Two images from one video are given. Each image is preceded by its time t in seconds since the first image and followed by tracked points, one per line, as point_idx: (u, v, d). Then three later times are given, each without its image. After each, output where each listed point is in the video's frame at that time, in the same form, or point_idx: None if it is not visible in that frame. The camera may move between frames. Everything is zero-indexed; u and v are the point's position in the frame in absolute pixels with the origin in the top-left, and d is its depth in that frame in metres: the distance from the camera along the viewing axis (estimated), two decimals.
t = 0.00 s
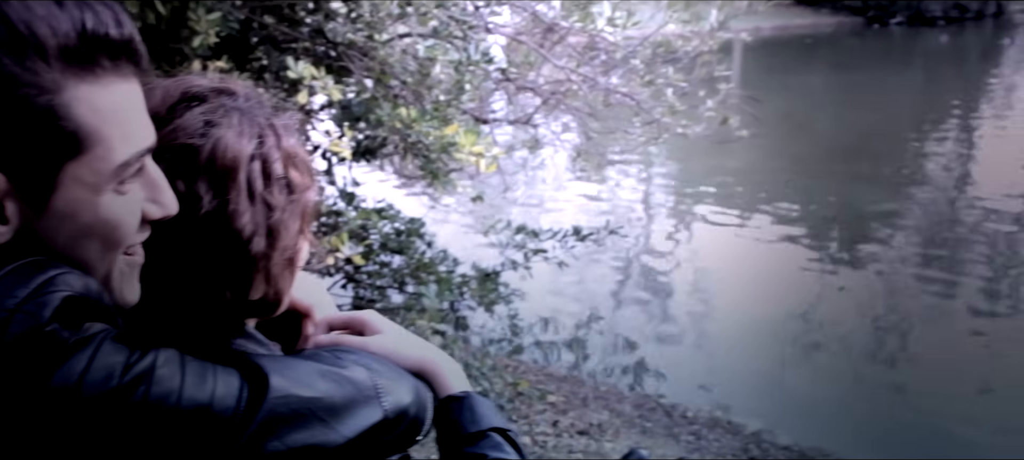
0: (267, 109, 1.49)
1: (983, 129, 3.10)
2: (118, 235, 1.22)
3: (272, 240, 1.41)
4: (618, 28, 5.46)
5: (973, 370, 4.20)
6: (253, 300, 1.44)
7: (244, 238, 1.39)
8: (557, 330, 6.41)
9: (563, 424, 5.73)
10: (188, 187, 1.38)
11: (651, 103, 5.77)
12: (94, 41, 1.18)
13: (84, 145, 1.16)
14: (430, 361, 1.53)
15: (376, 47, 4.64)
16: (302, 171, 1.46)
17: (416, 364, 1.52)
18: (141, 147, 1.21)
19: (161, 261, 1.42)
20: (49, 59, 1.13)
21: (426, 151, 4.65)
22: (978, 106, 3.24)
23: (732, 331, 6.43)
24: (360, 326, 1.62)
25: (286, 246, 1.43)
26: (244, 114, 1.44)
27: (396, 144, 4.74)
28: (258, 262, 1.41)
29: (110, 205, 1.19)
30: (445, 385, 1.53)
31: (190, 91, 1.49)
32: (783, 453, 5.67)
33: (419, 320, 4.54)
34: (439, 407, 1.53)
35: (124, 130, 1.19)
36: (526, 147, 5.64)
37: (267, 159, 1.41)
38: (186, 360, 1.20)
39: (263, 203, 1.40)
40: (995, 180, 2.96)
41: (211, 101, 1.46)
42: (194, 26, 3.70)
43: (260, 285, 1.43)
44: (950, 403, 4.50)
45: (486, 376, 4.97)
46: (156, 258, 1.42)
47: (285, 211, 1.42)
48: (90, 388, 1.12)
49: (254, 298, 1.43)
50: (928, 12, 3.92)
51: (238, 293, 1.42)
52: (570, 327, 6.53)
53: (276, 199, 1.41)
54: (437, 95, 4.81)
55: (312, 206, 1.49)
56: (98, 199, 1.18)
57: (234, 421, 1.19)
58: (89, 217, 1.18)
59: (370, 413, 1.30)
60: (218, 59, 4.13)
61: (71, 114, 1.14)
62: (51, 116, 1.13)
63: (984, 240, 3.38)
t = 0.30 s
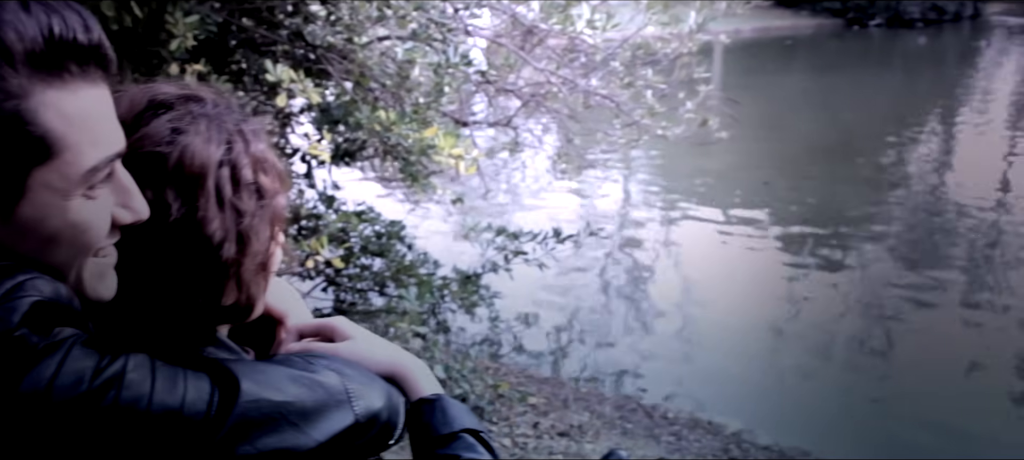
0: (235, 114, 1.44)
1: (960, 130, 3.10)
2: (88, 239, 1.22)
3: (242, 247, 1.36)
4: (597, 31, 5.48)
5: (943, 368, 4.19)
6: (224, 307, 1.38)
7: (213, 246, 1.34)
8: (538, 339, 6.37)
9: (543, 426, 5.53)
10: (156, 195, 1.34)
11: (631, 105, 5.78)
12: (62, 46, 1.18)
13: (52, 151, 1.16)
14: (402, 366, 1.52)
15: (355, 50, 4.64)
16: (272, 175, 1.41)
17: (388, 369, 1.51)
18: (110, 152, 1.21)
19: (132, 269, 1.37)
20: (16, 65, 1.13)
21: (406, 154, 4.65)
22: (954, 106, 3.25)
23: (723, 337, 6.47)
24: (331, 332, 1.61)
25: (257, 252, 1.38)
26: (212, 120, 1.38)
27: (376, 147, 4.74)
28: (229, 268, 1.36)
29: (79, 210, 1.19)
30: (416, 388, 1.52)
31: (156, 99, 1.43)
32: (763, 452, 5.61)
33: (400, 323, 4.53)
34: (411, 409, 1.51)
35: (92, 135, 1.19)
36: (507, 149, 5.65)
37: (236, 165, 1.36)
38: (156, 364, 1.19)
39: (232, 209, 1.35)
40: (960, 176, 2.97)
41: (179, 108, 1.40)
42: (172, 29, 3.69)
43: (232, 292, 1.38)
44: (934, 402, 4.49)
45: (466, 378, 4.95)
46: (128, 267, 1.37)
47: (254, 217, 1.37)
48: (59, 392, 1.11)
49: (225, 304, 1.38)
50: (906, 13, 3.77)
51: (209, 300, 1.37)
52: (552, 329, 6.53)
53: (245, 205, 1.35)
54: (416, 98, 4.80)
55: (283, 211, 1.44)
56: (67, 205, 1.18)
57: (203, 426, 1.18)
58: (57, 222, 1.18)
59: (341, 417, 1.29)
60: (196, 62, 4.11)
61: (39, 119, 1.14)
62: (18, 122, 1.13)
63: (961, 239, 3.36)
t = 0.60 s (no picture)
0: (215, 115, 1.43)
1: (945, 131, 3.11)
2: (68, 241, 1.22)
3: (224, 247, 1.36)
4: (583, 32, 5.48)
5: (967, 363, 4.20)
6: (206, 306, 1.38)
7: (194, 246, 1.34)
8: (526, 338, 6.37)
9: (530, 426, 5.40)
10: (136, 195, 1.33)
11: (618, 106, 5.79)
12: (42, 48, 1.18)
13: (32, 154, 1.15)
14: (384, 369, 1.52)
15: (340, 51, 4.60)
16: (253, 176, 1.41)
17: (370, 372, 1.52)
18: (92, 154, 1.21)
19: (112, 270, 1.36)
20: None
21: (392, 155, 4.63)
22: (938, 106, 3.26)
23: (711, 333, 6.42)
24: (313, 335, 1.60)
25: (238, 252, 1.37)
26: (192, 121, 1.38)
27: (362, 148, 4.72)
28: (211, 268, 1.36)
29: (60, 212, 1.20)
30: (399, 391, 1.51)
31: (135, 100, 1.42)
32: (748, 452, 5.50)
33: (386, 324, 4.51)
34: (396, 411, 1.49)
35: (73, 138, 1.18)
36: (494, 150, 5.65)
37: (217, 166, 1.35)
38: (137, 366, 1.19)
39: (213, 209, 1.34)
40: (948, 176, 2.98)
41: (158, 109, 1.39)
42: (157, 30, 3.67)
43: (214, 291, 1.38)
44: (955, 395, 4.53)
45: (453, 379, 4.94)
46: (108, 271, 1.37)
47: (236, 217, 1.36)
48: (39, 394, 1.11)
49: (207, 303, 1.38)
50: (893, 15, 3.79)
51: (190, 300, 1.37)
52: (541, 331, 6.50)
53: (227, 205, 1.35)
54: (403, 99, 4.78)
55: (265, 210, 1.43)
56: (49, 208, 1.18)
57: (184, 427, 1.17)
58: (38, 224, 1.18)
59: (322, 419, 1.27)
60: (181, 63, 4.09)
61: (19, 122, 1.14)
62: None
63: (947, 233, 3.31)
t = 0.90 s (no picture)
0: (194, 112, 1.42)
1: (936, 130, 3.12)
2: (43, 242, 1.22)
3: (203, 240, 1.34)
4: (569, 32, 5.46)
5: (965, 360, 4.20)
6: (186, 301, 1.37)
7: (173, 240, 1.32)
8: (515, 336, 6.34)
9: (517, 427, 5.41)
10: (114, 189, 1.31)
11: (604, 106, 5.79)
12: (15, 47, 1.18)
13: (7, 154, 1.16)
14: (366, 367, 1.52)
15: (326, 52, 4.62)
16: (233, 172, 1.39)
17: (352, 370, 1.51)
18: (67, 155, 1.21)
19: (87, 271, 1.35)
20: None
21: (377, 156, 4.62)
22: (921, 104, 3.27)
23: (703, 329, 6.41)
24: (298, 330, 1.60)
25: (217, 246, 1.36)
26: (170, 117, 1.37)
27: (348, 149, 4.71)
28: (191, 261, 1.35)
29: (35, 212, 1.20)
30: (382, 389, 1.52)
31: (112, 96, 1.42)
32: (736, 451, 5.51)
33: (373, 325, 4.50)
34: (377, 411, 1.49)
35: (50, 140, 1.19)
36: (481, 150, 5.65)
37: (195, 160, 1.34)
38: (113, 365, 1.19)
39: (192, 202, 1.33)
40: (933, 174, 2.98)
41: (136, 105, 1.38)
42: (141, 30, 3.64)
43: (194, 286, 1.36)
44: (949, 395, 4.53)
45: (439, 379, 4.93)
46: (87, 269, 1.35)
47: (215, 211, 1.35)
48: (14, 393, 1.11)
49: (187, 299, 1.37)
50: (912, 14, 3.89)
51: (170, 295, 1.35)
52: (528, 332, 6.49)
53: (206, 199, 1.33)
54: (389, 100, 4.78)
55: (244, 206, 1.42)
56: (24, 209, 1.19)
57: (161, 425, 1.18)
58: (13, 225, 1.19)
59: (300, 417, 1.27)
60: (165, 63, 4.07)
61: None
62: None
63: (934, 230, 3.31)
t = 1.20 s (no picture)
0: (169, 112, 1.41)
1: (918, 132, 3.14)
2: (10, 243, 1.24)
3: (179, 241, 1.34)
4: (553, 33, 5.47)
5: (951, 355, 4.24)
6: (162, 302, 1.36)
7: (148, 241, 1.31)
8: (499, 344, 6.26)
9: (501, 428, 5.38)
10: (89, 189, 1.31)
11: (589, 107, 5.79)
12: None
13: None
14: (344, 369, 1.52)
15: (310, 53, 4.59)
16: (209, 172, 1.39)
17: (330, 372, 1.51)
18: (33, 156, 1.21)
19: (61, 272, 1.34)
20: None
21: (361, 157, 4.61)
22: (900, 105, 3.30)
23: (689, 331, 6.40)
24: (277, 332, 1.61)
25: (193, 246, 1.35)
26: (145, 117, 1.36)
27: (331, 150, 4.69)
28: (166, 263, 1.34)
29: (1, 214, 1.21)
30: (359, 391, 1.52)
31: (86, 97, 1.41)
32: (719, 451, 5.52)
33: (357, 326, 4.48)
34: (355, 412, 1.49)
35: (16, 142, 1.19)
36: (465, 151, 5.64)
37: (171, 160, 1.33)
38: (83, 367, 1.20)
39: (167, 203, 1.32)
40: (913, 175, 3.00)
41: (111, 105, 1.38)
42: (123, 31, 3.62)
43: (169, 287, 1.35)
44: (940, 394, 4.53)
45: (422, 380, 4.90)
46: (61, 269, 1.34)
47: (190, 211, 1.34)
48: None
49: (163, 299, 1.36)
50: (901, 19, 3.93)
51: (146, 296, 1.34)
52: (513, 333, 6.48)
53: (181, 199, 1.33)
54: (372, 100, 4.77)
55: (220, 207, 1.41)
56: None
57: (131, 426, 1.19)
58: None
59: (274, 420, 1.28)
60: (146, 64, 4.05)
61: None
62: None
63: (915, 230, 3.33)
